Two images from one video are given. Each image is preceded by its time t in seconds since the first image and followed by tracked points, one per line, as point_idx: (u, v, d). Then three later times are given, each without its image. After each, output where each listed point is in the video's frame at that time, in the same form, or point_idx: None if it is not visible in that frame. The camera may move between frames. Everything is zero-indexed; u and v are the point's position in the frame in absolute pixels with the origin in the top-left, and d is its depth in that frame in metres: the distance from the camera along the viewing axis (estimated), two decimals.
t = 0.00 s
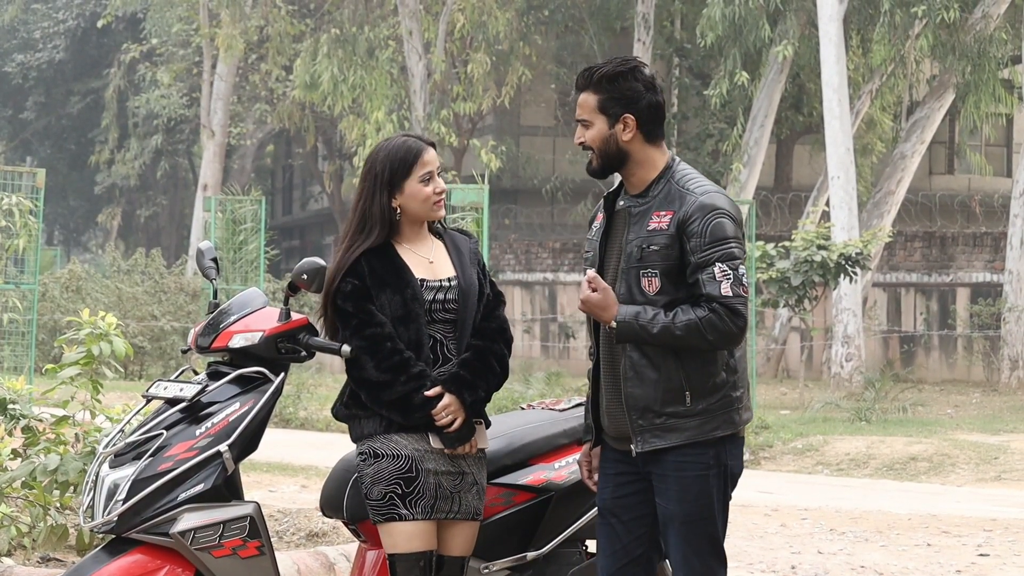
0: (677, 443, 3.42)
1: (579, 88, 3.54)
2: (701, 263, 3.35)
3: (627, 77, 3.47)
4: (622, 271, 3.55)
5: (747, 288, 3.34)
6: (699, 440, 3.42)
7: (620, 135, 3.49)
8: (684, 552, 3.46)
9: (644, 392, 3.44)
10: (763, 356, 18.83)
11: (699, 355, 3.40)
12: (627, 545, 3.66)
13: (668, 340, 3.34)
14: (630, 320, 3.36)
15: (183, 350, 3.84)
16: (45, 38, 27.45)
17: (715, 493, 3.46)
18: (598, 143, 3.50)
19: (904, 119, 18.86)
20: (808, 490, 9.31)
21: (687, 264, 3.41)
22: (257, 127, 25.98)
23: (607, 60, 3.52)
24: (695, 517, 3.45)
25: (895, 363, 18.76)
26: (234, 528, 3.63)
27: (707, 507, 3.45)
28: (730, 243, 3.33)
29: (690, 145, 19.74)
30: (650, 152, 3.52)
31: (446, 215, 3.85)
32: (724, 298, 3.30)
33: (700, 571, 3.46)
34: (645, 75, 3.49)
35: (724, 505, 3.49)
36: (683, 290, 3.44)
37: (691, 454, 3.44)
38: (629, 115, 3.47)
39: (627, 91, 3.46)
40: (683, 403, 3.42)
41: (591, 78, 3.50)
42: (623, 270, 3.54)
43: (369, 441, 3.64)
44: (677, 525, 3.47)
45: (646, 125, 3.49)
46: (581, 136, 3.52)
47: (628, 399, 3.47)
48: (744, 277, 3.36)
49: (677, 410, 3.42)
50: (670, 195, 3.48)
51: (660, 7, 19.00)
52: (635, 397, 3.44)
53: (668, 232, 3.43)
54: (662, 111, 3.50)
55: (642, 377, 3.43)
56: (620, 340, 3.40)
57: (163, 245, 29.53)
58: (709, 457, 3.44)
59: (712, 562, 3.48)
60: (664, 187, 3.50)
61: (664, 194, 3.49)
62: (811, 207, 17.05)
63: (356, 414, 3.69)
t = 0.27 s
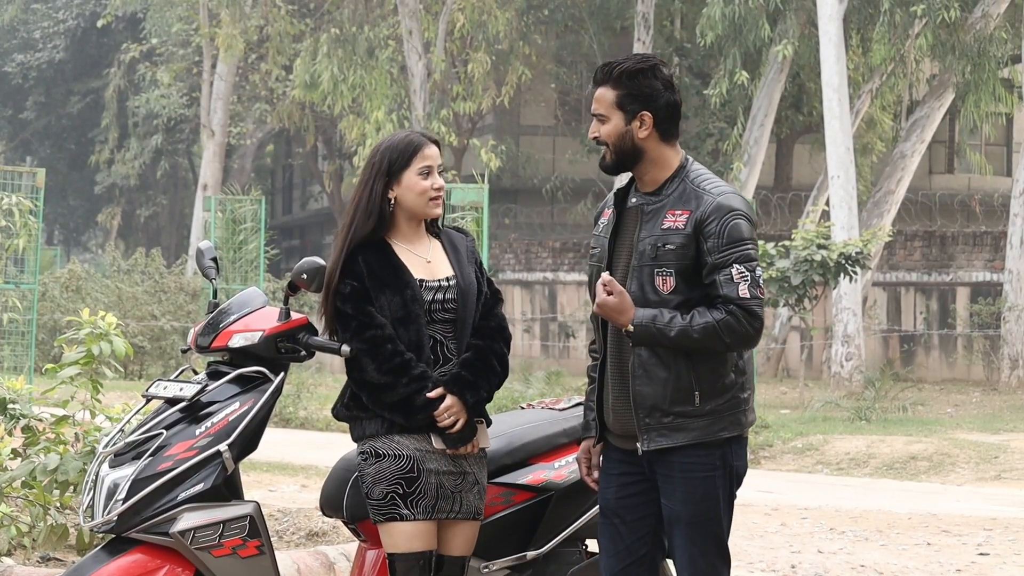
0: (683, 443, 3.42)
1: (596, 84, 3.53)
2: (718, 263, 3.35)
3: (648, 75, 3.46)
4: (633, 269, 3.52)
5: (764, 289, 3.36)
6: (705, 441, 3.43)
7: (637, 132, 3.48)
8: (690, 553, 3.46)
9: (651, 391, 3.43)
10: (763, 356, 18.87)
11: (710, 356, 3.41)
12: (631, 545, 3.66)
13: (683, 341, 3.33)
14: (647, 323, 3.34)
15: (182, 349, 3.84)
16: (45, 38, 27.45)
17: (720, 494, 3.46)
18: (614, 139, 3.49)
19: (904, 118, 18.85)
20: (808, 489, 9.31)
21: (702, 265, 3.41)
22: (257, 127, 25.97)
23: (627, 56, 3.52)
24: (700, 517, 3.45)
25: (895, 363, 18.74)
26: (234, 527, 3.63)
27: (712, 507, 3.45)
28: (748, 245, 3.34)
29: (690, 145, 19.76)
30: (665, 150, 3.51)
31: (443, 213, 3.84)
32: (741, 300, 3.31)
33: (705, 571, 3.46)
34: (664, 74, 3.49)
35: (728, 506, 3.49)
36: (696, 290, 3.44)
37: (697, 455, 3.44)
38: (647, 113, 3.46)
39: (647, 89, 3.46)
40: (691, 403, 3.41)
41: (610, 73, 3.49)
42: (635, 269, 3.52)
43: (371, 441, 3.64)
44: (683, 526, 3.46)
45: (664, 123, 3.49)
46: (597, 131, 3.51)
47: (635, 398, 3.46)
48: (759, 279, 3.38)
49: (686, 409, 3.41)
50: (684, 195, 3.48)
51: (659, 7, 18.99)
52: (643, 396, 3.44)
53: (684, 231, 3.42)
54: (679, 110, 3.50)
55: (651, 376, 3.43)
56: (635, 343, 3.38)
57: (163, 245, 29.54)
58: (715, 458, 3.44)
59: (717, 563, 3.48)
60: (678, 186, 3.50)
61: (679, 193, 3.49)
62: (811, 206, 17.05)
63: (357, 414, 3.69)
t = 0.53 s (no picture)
0: (686, 442, 3.42)
1: (604, 81, 3.52)
2: (726, 263, 3.36)
3: (659, 73, 3.46)
4: (637, 267, 3.51)
5: (772, 289, 3.37)
6: (707, 440, 3.42)
7: (646, 130, 3.47)
8: (691, 553, 3.45)
9: (656, 389, 3.43)
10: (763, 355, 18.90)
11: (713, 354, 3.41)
12: (632, 544, 3.66)
13: (693, 343, 3.31)
14: (659, 325, 3.31)
15: (182, 349, 3.84)
16: (45, 37, 27.46)
17: (721, 493, 3.46)
18: (622, 138, 3.48)
19: (904, 117, 18.85)
20: (808, 488, 9.30)
21: (710, 264, 3.41)
22: (257, 125, 25.98)
23: (638, 52, 3.50)
24: (702, 516, 3.44)
25: (895, 362, 18.74)
26: (234, 526, 3.63)
27: (714, 506, 3.45)
28: (756, 246, 3.35)
29: (690, 144, 19.77)
30: (671, 149, 3.51)
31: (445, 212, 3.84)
32: (751, 301, 3.32)
33: (707, 570, 3.45)
34: (674, 72, 3.48)
35: (729, 505, 3.49)
36: (702, 290, 3.45)
37: (698, 454, 3.44)
38: (656, 112, 3.46)
39: (658, 87, 3.46)
40: (695, 401, 3.41)
41: (619, 70, 3.48)
42: (639, 266, 3.50)
43: (372, 440, 3.63)
44: (685, 525, 3.46)
45: (672, 122, 3.49)
46: (605, 127, 3.50)
47: (639, 396, 3.46)
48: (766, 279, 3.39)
49: (689, 408, 3.41)
50: (691, 193, 3.48)
51: (660, 6, 18.98)
52: (647, 394, 3.44)
53: (693, 230, 3.42)
54: (687, 109, 3.50)
55: (655, 374, 3.43)
56: (645, 345, 3.34)
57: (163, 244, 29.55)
58: (717, 456, 3.44)
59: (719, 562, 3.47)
60: (685, 185, 3.49)
61: (686, 191, 3.48)
62: (811, 205, 17.05)
63: (358, 412, 3.69)
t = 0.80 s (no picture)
0: (683, 443, 3.42)
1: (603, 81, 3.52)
2: (727, 266, 3.36)
3: (659, 75, 3.46)
4: (637, 268, 3.50)
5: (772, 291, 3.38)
6: (705, 441, 3.43)
7: (643, 131, 3.47)
8: (688, 554, 3.46)
9: (655, 390, 3.43)
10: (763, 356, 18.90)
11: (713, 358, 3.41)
12: (629, 546, 3.66)
13: (695, 347, 3.31)
14: (660, 330, 3.31)
15: (182, 350, 3.84)
16: (45, 38, 27.46)
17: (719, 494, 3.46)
18: (619, 138, 3.48)
19: (904, 119, 18.85)
20: (808, 490, 9.30)
21: (710, 265, 3.41)
22: (257, 127, 25.99)
23: (639, 54, 3.50)
24: (699, 517, 3.45)
25: (895, 363, 18.73)
26: (234, 528, 3.63)
27: (710, 508, 3.45)
28: (756, 247, 3.36)
29: (690, 145, 19.78)
30: (669, 150, 3.52)
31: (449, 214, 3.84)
32: (751, 302, 3.33)
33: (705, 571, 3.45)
34: (674, 74, 3.48)
35: (726, 506, 3.50)
36: (702, 292, 3.45)
37: (695, 456, 3.44)
38: (655, 113, 3.46)
39: (658, 90, 3.46)
40: (693, 402, 3.41)
41: (619, 71, 3.48)
42: (639, 267, 3.49)
43: (368, 440, 3.63)
44: (682, 527, 3.46)
45: (671, 123, 3.49)
46: (602, 126, 3.50)
47: (638, 397, 3.46)
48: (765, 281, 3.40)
49: (688, 409, 3.41)
50: (690, 195, 3.48)
51: (659, 7, 18.98)
52: (646, 396, 3.44)
53: (693, 231, 3.42)
54: (684, 112, 3.50)
55: (655, 375, 3.43)
56: (645, 349, 3.34)
57: (163, 245, 29.55)
58: (714, 458, 3.45)
59: (717, 563, 3.48)
60: (683, 187, 3.49)
61: (684, 193, 3.48)
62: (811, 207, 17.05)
63: (356, 410, 3.68)
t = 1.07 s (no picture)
0: (678, 440, 3.42)
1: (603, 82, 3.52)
2: (719, 264, 3.35)
3: (661, 77, 3.45)
4: (631, 265, 3.49)
5: (764, 288, 3.37)
6: (700, 438, 3.42)
7: (645, 134, 3.48)
8: (684, 552, 3.46)
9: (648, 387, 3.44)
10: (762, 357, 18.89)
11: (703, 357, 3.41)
12: (626, 545, 3.66)
13: (691, 375, 3.29)
14: (658, 378, 3.31)
15: (182, 350, 3.84)
16: (45, 38, 27.45)
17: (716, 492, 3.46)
18: (620, 139, 3.48)
19: (904, 119, 18.85)
20: (807, 490, 9.30)
21: (703, 262, 3.40)
22: (257, 127, 25.98)
23: (640, 54, 3.50)
24: (696, 516, 3.44)
25: (895, 363, 18.73)
26: (233, 528, 3.63)
27: (708, 506, 3.45)
28: (749, 245, 3.36)
29: (690, 146, 19.77)
30: (668, 151, 3.52)
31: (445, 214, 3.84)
32: (741, 299, 3.31)
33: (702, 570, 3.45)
34: (676, 76, 3.48)
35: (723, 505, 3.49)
36: (696, 288, 3.42)
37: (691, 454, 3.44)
38: (657, 116, 3.47)
39: (660, 91, 3.46)
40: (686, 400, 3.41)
41: (619, 70, 3.47)
42: (633, 264, 3.49)
43: (366, 441, 3.63)
44: (679, 526, 3.46)
45: (671, 124, 3.49)
46: (602, 127, 3.50)
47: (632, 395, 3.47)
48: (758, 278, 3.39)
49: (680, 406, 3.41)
50: (686, 192, 3.48)
51: (659, 7, 18.97)
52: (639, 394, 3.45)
53: (688, 227, 3.42)
54: (684, 114, 3.51)
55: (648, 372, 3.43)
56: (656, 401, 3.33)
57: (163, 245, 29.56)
58: (710, 456, 3.44)
59: (714, 562, 3.48)
60: (680, 184, 3.50)
61: (679, 190, 3.49)
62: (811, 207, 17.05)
63: (353, 411, 3.68)
